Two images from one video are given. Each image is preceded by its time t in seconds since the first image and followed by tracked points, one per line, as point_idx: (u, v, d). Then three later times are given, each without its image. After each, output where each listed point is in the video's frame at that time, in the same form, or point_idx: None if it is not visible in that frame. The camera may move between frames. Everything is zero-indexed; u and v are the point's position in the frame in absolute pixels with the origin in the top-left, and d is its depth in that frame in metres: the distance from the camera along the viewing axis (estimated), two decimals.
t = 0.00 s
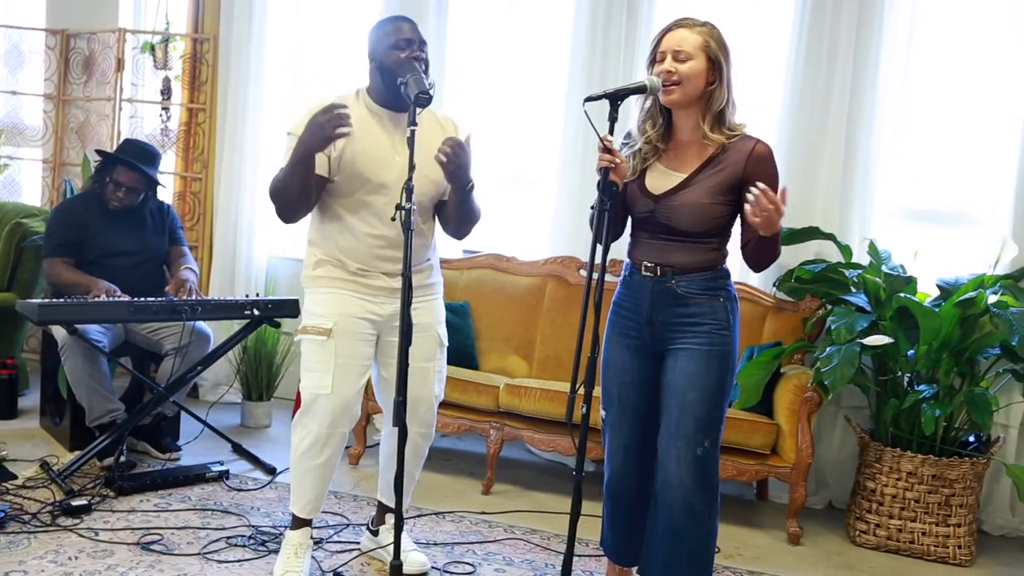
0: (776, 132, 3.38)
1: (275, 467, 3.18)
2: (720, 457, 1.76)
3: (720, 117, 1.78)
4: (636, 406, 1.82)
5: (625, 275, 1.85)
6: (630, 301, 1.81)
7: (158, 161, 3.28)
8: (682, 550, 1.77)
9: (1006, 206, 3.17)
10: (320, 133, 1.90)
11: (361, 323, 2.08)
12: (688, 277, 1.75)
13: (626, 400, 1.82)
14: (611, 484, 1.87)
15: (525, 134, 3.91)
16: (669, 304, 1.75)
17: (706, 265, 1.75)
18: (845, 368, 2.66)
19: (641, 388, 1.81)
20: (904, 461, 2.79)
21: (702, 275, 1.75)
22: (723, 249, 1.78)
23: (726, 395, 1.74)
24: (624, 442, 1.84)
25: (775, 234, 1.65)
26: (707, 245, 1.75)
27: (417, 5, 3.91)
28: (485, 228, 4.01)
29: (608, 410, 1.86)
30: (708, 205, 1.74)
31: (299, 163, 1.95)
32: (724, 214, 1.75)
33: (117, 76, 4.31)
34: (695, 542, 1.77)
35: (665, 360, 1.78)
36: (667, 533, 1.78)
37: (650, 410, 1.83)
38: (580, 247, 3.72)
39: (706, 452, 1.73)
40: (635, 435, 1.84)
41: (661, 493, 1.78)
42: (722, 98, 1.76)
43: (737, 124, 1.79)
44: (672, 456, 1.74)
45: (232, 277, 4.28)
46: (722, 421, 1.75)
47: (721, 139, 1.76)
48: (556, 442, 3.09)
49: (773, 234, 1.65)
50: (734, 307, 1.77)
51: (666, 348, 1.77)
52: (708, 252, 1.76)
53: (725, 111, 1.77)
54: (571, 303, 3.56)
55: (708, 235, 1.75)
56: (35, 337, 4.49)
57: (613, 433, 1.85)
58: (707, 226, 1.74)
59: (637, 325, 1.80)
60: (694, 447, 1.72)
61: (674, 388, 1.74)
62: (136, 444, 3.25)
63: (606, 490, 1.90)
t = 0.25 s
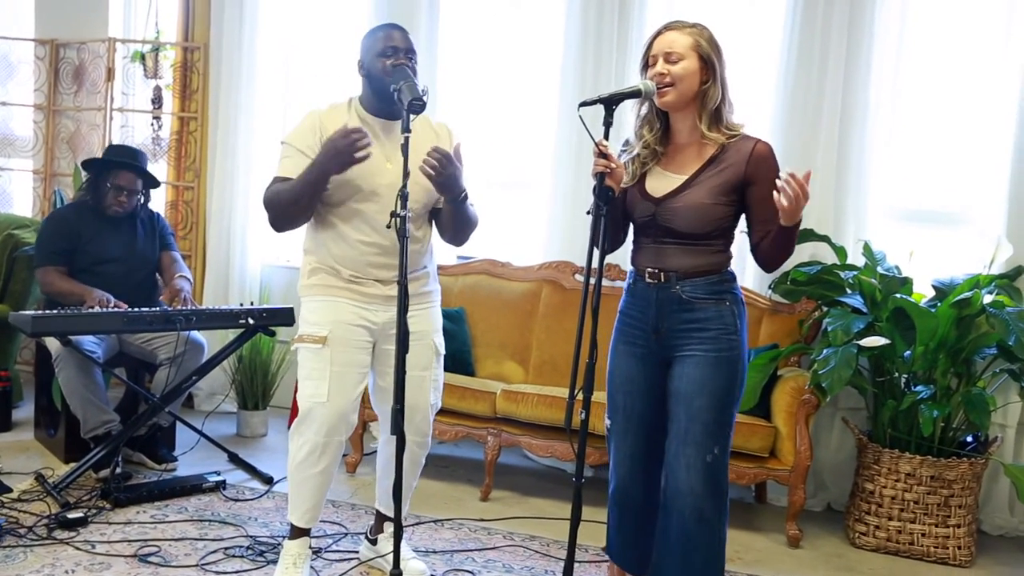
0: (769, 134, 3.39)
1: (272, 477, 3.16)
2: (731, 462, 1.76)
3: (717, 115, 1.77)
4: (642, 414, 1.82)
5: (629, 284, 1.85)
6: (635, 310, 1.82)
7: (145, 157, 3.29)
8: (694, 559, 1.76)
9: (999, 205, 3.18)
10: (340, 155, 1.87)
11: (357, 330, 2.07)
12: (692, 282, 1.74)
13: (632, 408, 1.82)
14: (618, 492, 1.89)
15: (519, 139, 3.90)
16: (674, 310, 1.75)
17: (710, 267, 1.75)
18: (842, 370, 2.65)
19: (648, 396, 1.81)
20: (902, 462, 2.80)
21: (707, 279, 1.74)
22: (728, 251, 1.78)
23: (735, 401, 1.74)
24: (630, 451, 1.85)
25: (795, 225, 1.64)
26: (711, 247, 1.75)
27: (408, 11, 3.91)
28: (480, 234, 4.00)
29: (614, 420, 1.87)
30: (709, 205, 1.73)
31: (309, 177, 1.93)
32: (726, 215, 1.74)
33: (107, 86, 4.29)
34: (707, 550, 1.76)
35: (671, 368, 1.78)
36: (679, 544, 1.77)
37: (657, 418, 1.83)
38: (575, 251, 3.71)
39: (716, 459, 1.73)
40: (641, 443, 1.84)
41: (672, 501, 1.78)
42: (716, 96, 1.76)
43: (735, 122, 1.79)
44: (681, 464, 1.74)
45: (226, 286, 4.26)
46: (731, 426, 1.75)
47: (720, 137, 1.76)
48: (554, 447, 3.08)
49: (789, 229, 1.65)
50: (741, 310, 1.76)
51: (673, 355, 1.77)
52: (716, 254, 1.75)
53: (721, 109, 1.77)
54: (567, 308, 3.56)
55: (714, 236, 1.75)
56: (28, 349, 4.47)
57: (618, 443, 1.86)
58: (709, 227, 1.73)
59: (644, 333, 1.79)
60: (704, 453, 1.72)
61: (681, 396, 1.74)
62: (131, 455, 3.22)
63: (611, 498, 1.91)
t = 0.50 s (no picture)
0: (769, 139, 3.39)
1: (276, 489, 3.15)
2: (744, 473, 1.76)
3: (720, 121, 1.77)
4: (653, 426, 1.82)
5: (644, 294, 1.85)
6: (649, 319, 1.81)
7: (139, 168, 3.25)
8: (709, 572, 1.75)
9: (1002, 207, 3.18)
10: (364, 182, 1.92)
11: (350, 341, 2.06)
12: (702, 290, 1.74)
13: (643, 421, 1.82)
14: (628, 502, 1.88)
15: (518, 147, 3.91)
16: (685, 319, 1.75)
17: (722, 274, 1.74)
18: (848, 375, 2.65)
19: (659, 407, 1.81)
20: (910, 466, 2.79)
21: (718, 287, 1.73)
22: (740, 257, 1.76)
23: (747, 412, 1.73)
24: (640, 461, 1.84)
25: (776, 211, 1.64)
26: (720, 253, 1.74)
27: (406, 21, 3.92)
28: (481, 242, 4.00)
29: (625, 431, 1.86)
30: (714, 210, 1.72)
31: (323, 194, 1.94)
32: (733, 220, 1.73)
33: (107, 99, 4.30)
34: (721, 562, 1.75)
35: (683, 377, 1.77)
36: (694, 558, 1.76)
37: (670, 430, 1.83)
38: (577, 258, 3.71)
39: (727, 471, 1.73)
40: (653, 454, 1.83)
41: (686, 513, 1.78)
42: (718, 102, 1.75)
43: (740, 128, 1.78)
44: (694, 475, 1.74)
45: (228, 298, 4.26)
46: (744, 437, 1.74)
47: (724, 142, 1.76)
48: (559, 456, 3.07)
49: (777, 219, 1.65)
50: (755, 319, 1.74)
51: (683, 364, 1.76)
52: (726, 261, 1.75)
53: (724, 115, 1.77)
54: (569, 315, 3.55)
55: (723, 242, 1.74)
56: (29, 364, 4.46)
57: (629, 454, 1.86)
58: (716, 233, 1.73)
59: (658, 341, 1.79)
60: (716, 465, 1.72)
61: (692, 406, 1.74)
62: (135, 469, 3.21)
63: (621, 510, 1.90)
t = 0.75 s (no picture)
0: (774, 139, 3.39)
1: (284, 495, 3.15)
2: (751, 474, 1.74)
3: (724, 121, 1.76)
4: (660, 426, 1.81)
5: (655, 295, 1.84)
6: (659, 320, 1.81)
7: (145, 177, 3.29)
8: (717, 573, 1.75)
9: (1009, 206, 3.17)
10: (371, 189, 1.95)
11: (341, 349, 2.05)
12: (707, 290, 1.73)
13: (651, 421, 1.82)
14: (636, 503, 1.87)
15: (522, 150, 3.90)
16: (690, 320, 1.74)
17: (725, 275, 1.72)
18: (856, 375, 2.64)
19: (667, 408, 1.80)
20: (919, 466, 2.78)
21: (723, 288, 1.72)
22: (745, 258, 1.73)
23: (752, 414, 1.71)
24: (647, 462, 1.84)
25: (725, 211, 1.57)
26: (721, 254, 1.72)
27: (409, 26, 3.92)
28: (486, 246, 4.00)
29: (635, 431, 1.86)
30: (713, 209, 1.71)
31: (323, 200, 1.95)
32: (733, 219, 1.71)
33: (110, 107, 4.30)
34: (728, 563, 1.75)
35: (689, 379, 1.77)
36: (703, 560, 1.76)
37: (679, 430, 1.82)
38: (582, 261, 3.70)
39: (732, 473, 1.72)
40: (661, 454, 1.83)
41: (693, 515, 1.78)
42: (722, 103, 1.74)
43: (745, 128, 1.75)
44: (699, 476, 1.74)
45: (233, 304, 4.26)
46: (749, 439, 1.73)
47: (726, 142, 1.74)
48: (566, 459, 3.06)
49: (729, 217, 1.59)
50: (760, 320, 1.72)
51: (689, 365, 1.76)
52: (724, 260, 1.72)
53: (728, 115, 1.75)
54: (576, 318, 3.55)
55: (721, 242, 1.72)
56: (35, 372, 4.46)
57: (637, 455, 1.85)
58: (716, 232, 1.71)
59: (665, 342, 1.79)
60: (720, 467, 1.71)
61: (697, 408, 1.73)
62: (142, 476, 3.21)
63: (631, 513, 1.89)
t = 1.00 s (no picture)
0: (779, 146, 3.38)
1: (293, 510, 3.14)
2: (754, 480, 1.73)
3: (727, 133, 1.75)
4: (664, 433, 1.81)
5: (656, 303, 1.82)
6: (658, 327, 1.80)
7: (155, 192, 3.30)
8: None
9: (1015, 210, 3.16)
10: (378, 210, 1.95)
11: (345, 368, 2.04)
12: (705, 298, 1.71)
13: (653, 428, 1.81)
14: (643, 510, 1.87)
15: (527, 161, 3.90)
16: (689, 327, 1.73)
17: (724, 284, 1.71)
18: (865, 382, 2.62)
19: (670, 414, 1.79)
20: (930, 473, 2.76)
21: (721, 296, 1.71)
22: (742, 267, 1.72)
23: (754, 419, 1.70)
24: (652, 469, 1.83)
25: (689, 216, 1.59)
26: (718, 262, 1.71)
27: (412, 38, 3.92)
28: (491, 257, 3.99)
29: (637, 438, 1.85)
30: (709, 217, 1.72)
31: (335, 218, 1.95)
32: (727, 228, 1.71)
33: (114, 123, 4.31)
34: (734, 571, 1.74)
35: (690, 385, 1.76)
36: (708, 567, 1.76)
37: (682, 437, 1.82)
38: (587, 271, 3.70)
39: (735, 479, 1.71)
40: (665, 460, 1.82)
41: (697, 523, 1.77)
42: (727, 113, 1.73)
43: (748, 140, 1.74)
44: (701, 484, 1.73)
45: (239, 319, 4.26)
46: (752, 447, 1.72)
47: (727, 154, 1.74)
48: (575, 470, 3.05)
49: (695, 222, 1.60)
50: (759, 326, 1.72)
51: (690, 372, 1.75)
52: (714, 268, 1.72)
53: (732, 127, 1.74)
54: (582, 329, 3.54)
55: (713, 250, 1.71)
56: (42, 390, 4.46)
57: (642, 462, 1.85)
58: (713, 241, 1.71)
59: (665, 349, 1.78)
60: (723, 474, 1.70)
61: (698, 415, 1.73)
62: (151, 493, 3.21)
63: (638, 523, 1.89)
